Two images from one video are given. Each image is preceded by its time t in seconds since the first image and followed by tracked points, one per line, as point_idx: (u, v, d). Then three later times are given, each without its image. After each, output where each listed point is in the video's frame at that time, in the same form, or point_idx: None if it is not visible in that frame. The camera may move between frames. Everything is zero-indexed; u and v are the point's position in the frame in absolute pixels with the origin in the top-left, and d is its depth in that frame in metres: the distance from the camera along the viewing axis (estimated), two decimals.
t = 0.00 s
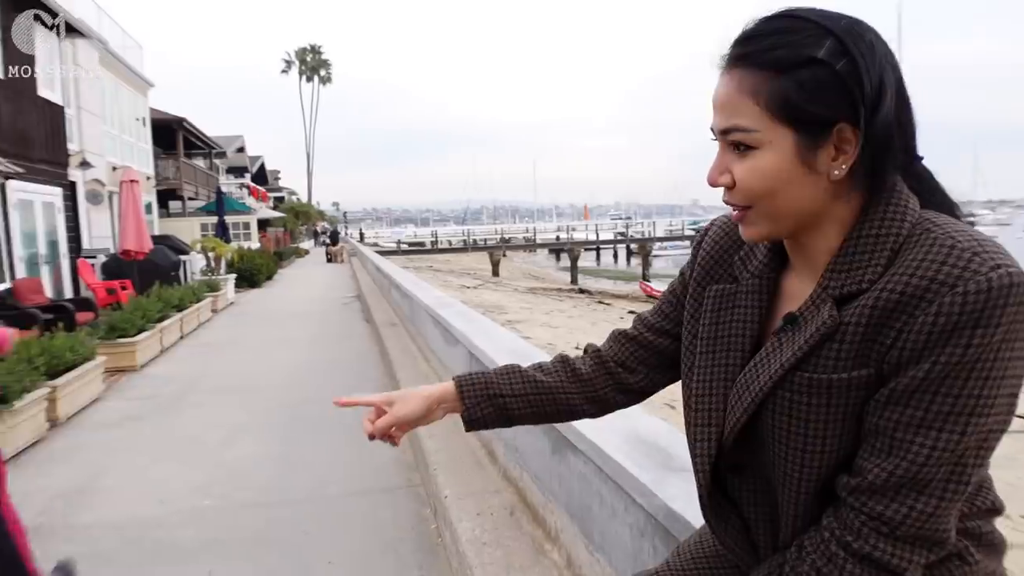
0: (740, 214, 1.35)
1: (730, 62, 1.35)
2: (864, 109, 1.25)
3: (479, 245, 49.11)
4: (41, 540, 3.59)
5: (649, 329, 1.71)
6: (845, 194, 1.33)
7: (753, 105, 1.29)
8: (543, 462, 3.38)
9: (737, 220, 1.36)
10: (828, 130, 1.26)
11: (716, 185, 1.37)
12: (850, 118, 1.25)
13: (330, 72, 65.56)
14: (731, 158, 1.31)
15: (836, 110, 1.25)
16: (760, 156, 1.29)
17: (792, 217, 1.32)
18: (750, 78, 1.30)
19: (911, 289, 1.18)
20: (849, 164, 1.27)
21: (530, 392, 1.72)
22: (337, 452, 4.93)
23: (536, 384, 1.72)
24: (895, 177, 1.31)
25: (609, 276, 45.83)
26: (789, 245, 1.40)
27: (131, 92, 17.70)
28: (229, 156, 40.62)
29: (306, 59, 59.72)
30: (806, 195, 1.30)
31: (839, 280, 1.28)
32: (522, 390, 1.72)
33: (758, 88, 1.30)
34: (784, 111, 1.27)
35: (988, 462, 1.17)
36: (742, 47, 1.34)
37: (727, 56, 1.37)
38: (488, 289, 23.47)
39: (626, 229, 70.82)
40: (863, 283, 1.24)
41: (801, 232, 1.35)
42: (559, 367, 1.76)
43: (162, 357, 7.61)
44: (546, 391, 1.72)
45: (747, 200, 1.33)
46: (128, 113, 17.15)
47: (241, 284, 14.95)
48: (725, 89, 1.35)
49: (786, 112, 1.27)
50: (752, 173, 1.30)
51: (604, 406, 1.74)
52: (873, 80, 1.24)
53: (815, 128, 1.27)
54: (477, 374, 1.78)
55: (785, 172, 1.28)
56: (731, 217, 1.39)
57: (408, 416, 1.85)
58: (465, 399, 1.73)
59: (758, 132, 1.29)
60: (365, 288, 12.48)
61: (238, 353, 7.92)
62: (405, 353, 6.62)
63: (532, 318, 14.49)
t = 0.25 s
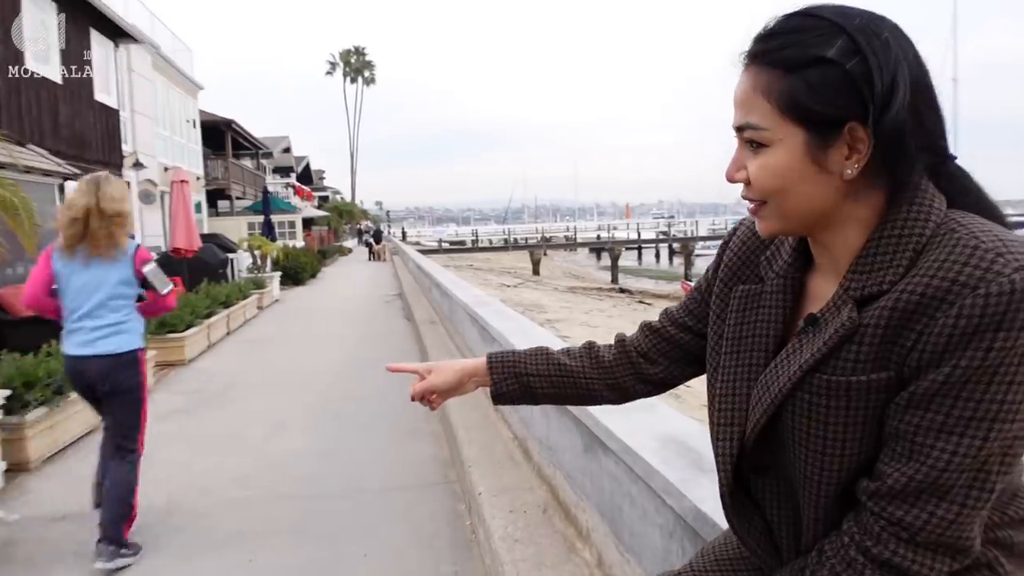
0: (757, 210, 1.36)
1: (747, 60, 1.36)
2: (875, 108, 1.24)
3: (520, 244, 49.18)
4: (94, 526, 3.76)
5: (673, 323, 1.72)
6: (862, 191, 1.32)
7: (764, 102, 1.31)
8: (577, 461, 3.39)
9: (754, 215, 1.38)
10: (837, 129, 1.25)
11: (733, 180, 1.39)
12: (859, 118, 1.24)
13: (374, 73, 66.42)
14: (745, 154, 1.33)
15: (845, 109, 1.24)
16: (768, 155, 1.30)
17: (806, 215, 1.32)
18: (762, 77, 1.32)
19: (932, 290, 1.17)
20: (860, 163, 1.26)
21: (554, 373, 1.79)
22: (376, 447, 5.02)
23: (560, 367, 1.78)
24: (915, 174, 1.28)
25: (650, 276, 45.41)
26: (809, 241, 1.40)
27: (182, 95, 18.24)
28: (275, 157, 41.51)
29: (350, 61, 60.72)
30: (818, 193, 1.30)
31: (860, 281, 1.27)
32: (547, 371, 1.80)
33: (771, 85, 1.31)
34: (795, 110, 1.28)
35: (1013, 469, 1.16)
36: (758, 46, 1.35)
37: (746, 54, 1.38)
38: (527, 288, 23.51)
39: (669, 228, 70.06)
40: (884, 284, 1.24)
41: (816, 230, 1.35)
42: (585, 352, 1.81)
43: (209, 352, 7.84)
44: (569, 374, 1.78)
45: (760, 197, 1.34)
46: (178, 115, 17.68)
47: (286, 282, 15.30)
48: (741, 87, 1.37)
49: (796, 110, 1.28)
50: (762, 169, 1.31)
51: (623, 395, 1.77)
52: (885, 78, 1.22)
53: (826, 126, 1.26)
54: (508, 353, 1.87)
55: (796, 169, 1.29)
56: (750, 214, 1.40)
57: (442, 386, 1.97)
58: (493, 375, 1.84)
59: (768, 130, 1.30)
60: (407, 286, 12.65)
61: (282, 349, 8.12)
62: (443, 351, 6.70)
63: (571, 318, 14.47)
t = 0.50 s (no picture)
0: (755, 212, 1.40)
1: (747, 68, 1.39)
2: (865, 116, 1.25)
3: (532, 246, 49.20)
4: (111, 527, 3.82)
5: (678, 325, 1.73)
6: (858, 195, 1.33)
7: (759, 110, 1.34)
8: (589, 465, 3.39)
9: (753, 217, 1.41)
10: (827, 138, 1.28)
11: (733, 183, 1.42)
12: (851, 126, 1.26)
13: (387, 76, 66.71)
14: (741, 158, 1.36)
15: (837, 117, 1.26)
16: (762, 161, 1.34)
17: (800, 221, 1.35)
18: (758, 84, 1.35)
19: (935, 294, 1.17)
20: (852, 169, 1.28)
21: (563, 367, 1.81)
22: (388, 449, 5.06)
23: (568, 361, 1.80)
24: (913, 180, 1.29)
25: (663, 278, 45.26)
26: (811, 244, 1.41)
27: (198, 99, 18.42)
28: (290, 160, 41.78)
29: (363, 63, 60.95)
30: (812, 197, 1.32)
31: (865, 286, 1.28)
32: (556, 365, 1.82)
33: (767, 92, 1.34)
34: (788, 118, 1.31)
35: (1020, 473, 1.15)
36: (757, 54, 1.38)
37: (748, 61, 1.41)
38: (540, 290, 23.51)
39: (683, 230, 69.78)
40: (888, 289, 1.24)
41: (813, 233, 1.37)
42: (595, 349, 1.83)
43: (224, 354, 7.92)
44: (577, 369, 1.80)
45: (757, 201, 1.38)
46: (194, 119, 17.86)
47: (300, 284, 15.40)
48: (742, 94, 1.40)
49: (789, 116, 1.30)
50: (756, 174, 1.35)
51: (629, 392, 1.78)
52: (877, 85, 1.23)
53: (818, 132, 1.29)
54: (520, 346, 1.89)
55: (788, 175, 1.32)
56: (751, 216, 1.44)
57: (457, 372, 2.01)
58: (505, 364, 1.87)
59: (762, 136, 1.34)
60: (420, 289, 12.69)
61: (296, 351, 8.18)
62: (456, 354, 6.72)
63: (583, 320, 14.46)
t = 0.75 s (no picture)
0: (740, 212, 1.44)
1: (734, 73, 1.42)
2: (840, 122, 1.27)
3: (529, 250, 49.21)
4: (105, 532, 3.80)
5: (672, 321, 1.74)
6: (840, 199, 1.35)
7: (740, 115, 1.38)
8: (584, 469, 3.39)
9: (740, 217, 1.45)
10: (804, 143, 1.30)
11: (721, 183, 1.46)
12: (826, 133, 1.28)
13: (384, 81, 66.78)
14: (725, 160, 1.40)
15: (812, 123, 1.29)
16: (742, 164, 1.37)
17: (782, 223, 1.37)
18: (742, 89, 1.38)
19: (921, 298, 1.19)
20: (828, 173, 1.30)
21: (560, 356, 1.84)
22: (384, 453, 5.05)
23: (566, 351, 1.83)
24: (895, 185, 1.30)
25: (660, 281, 45.31)
26: (797, 244, 1.44)
27: (194, 103, 18.42)
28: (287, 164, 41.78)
29: (360, 67, 60.92)
30: (791, 201, 1.35)
31: (853, 289, 1.29)
32: (554, 354, 1.85)
33: (750, 97, 1.37)
34: (768, 123, 1.34)
35: (1008, 476, 1.15)
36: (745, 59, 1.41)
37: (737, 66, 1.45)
38: (536, 294, 23.50)
39: (680, 234, 69.89)
40: (875, 293, 1.25)
41: (797, 234, 1.39)
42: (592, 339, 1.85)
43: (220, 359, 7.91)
44: (574, 358, 1.82)
45: (743, 203, 1.41)
46: (191, 123, 17.86)
47: (296, 288, 15.38)
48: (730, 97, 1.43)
49: (768, 122, 1.33)
50: (738, 176, 1.38)
51: (624, 383, 1.80)
52: (853, 92, 1.25)
53: (797, 139, 1.32)
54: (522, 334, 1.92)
55: (768, 178, 1.35)
56: (739, 216, 1.47)
57: (464, 355, 2.04)
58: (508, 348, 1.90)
59: (743, 140, 1.37)
60: (416, 293, 12.68)
61: (291, 356, 8.17)
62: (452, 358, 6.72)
63: (580, 324, 14.48)
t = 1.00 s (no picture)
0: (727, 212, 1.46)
1: (723, 76, 1.45)
2: (813, 124, 1.28)
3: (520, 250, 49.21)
4: (92, 534, 3.77)
5: (668, 312, 1.74)
6: (822, 199, 1.35)
7: (722, 118, 1.41)
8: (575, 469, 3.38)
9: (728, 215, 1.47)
10: (779, 144, 1.32)
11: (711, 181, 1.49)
12: (801, 135, 1.29)
13: (376, 81, 66.67)
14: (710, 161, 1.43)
15: (786, 125, 1.30)
16: (722, 166, 1.40)
17: (764, 222, 1.39)
18: (725, 93, 1.41)
19: (910, 298, 1.19)
20: (804, 174, 1.31)
21: (561, 335, 1.84)
22: (373, 454, 5.03)
23: (567, 331, 1.83)
24: (874, 186, 1.30)
25: (650, 282, 45.41)
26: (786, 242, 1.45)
27: (184, 102, 18.31)
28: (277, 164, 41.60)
29: (351, 66, 60.72)
30: (771, 201, 1.37)
31: (842, 290, 1.29)
32: (555, 332, 1.86)
33: (732, 99, 1.39)
34: (747, 124, 1.36)
35: (998, 477, 1.15)
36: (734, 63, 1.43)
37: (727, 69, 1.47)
38: (527, 294, 23.49)
39: (670, 234, 70.07)
40: (864, 293, 1.25)
41: (782, 233, 1.40)
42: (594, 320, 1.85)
43: (209, 359, 7.87)
44: (574, 337, 1.83)
45: (728, 202, 1.44)
46: (180, 122, 17.75)
47: (286, 288, 15.32)
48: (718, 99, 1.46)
49: (748, 123, 1.35)
50: (720, 177, 1.41)
51: (620, 367, 1.80)
52: (825, 93, 1.25)
53: (775, 140, 1.33)
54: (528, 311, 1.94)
55: (747, 179, 1.37)
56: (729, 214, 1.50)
57: (475, 328, 2.08)
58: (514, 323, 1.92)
59: (725, 142, 1.40)
60: (406, 293, 12.65)
61: (281, 356, 8.13)
62: (443, 358, 6.71)
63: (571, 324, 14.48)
